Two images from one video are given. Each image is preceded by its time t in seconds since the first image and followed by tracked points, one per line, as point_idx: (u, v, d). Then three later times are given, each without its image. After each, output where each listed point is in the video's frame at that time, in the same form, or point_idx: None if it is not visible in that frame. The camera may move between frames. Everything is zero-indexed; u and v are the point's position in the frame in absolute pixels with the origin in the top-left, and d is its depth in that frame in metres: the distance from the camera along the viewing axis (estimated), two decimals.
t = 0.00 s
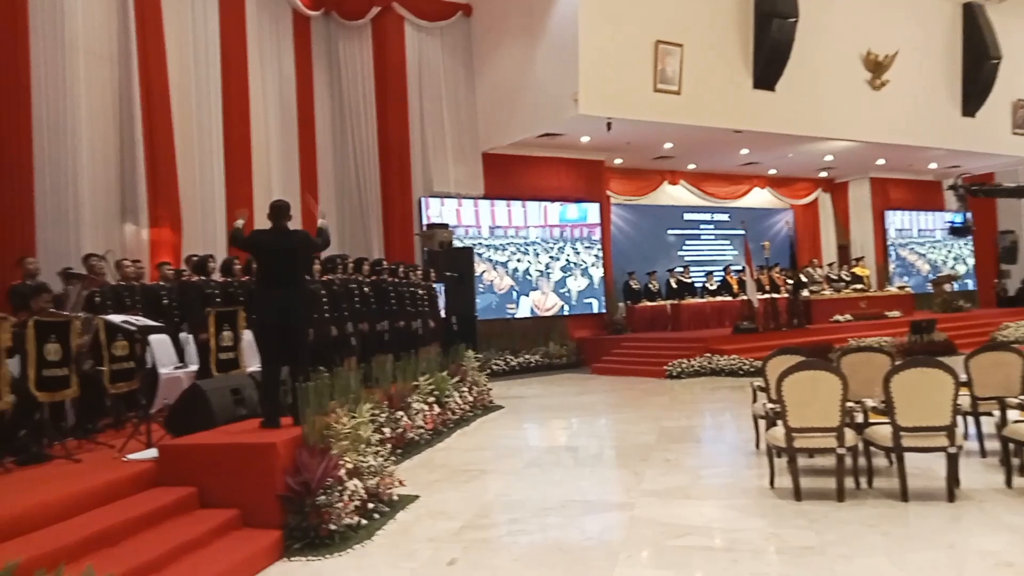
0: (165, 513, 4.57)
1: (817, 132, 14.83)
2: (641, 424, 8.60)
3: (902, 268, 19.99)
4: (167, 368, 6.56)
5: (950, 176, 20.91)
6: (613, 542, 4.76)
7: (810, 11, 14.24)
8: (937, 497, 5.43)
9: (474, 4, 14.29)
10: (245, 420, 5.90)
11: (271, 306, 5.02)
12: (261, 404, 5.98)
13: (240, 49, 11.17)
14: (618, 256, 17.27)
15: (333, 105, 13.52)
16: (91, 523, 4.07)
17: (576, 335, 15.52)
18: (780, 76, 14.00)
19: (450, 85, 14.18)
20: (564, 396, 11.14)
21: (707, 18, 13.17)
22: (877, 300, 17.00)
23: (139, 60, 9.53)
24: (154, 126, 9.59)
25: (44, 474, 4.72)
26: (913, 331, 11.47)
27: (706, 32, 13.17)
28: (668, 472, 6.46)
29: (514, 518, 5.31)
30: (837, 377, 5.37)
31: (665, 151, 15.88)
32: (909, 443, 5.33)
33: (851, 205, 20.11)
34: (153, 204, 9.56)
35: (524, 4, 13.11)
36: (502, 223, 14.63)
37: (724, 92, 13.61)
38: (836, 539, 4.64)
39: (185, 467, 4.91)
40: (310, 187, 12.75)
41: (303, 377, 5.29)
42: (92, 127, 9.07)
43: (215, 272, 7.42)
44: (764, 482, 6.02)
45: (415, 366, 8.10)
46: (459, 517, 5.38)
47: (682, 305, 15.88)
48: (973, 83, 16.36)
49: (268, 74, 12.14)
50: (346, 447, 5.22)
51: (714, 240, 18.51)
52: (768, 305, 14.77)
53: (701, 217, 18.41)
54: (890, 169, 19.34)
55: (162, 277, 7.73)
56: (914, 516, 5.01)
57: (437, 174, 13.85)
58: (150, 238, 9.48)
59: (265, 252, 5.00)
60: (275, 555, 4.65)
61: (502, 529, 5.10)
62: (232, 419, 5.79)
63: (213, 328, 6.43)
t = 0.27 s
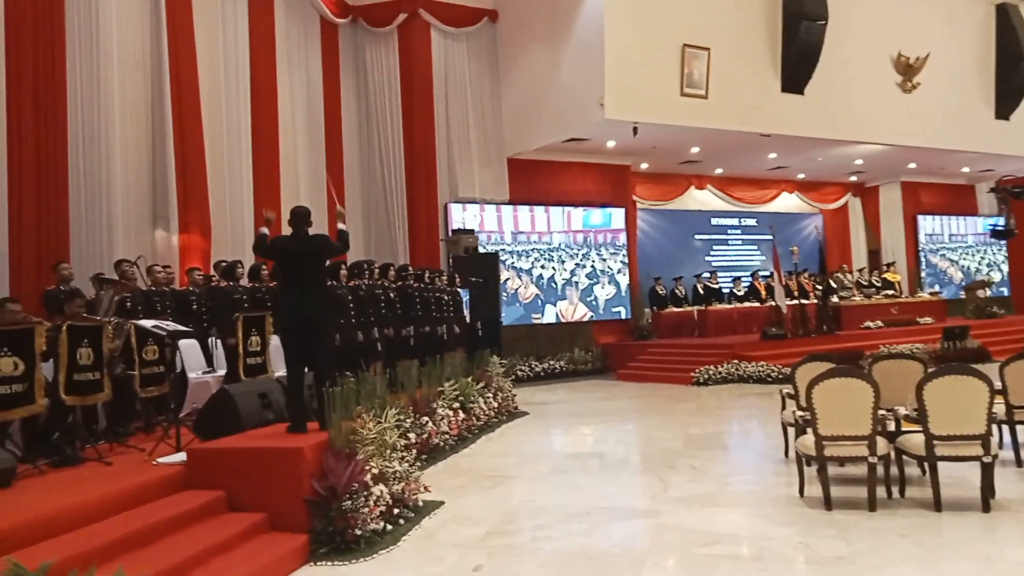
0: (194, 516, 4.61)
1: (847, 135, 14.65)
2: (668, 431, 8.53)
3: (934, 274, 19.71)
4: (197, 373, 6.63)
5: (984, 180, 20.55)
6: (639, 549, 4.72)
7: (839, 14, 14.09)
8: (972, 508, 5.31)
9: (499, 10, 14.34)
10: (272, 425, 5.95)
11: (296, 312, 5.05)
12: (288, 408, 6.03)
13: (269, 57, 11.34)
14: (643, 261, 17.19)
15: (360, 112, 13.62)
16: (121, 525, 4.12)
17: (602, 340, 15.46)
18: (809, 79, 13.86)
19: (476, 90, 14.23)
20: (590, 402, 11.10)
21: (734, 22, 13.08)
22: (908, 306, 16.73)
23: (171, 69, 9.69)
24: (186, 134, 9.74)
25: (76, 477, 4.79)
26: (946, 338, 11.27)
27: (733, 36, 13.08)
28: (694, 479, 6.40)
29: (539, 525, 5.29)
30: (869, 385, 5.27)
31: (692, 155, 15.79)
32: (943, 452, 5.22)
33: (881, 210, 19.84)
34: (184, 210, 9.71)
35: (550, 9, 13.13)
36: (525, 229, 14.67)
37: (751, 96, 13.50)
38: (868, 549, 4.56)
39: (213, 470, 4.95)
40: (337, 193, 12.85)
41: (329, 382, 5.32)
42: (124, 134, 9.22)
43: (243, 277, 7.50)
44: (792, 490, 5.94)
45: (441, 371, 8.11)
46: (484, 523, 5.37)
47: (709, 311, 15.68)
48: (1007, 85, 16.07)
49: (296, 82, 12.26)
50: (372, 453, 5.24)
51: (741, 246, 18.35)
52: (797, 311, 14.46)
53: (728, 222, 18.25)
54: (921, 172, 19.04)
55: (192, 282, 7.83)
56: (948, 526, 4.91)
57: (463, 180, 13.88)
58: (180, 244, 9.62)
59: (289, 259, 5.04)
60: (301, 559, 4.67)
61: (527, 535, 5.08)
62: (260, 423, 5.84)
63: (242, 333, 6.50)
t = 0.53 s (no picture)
0: (223, 516, 4.67)
1: (874, 136, 14.48)
2: (693, 434, 8.49)
3: (964, 276, 19.42)
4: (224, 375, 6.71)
5: (1015, 181, 20.22)
6: (664, 553, 4.70)
7: (866, 13, 13.93)
8: (1005, 514, 5.22)
9: (522, 13, 14.37)
10: (298, 426, 6.00)
11: (320, 314, 5.08)
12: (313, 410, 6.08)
13: (293, 61, 11.49)
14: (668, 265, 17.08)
15: (384, 117, 13.71)
16: (152, 524, 4.18)
17: (625, 343, 15.41)
18: (835, 80, 13.72)
19: (499, 94, 14.27)
20: (614, 405, 11.06)
21: (760, 23, 12.99)
22: (937, 309, 16.49)
23: (199, 75, 9.84)
24: (213, 140, 9.90)
25: (107, 476, 4.86)
26: (977, 341, 11.08)
27: (758, 36, 12.99)
28: (720, 483, 6.35)
29: (564, 528, 5.28)
30: (899, 389, 5.20)
31: (716, 157, 15.70)
32: (974, 457, 5.14)
33: (910, 211, 19.58)
34: (210, 215, 9.86)
35: (573, 11, 13.14)
36: (545, 231, 14.61)
37: (776, 97, 13.39)
38: (897, 554, 4.50)
39: (241, 471, 5.01)
40: (362, 197, 12.95)
41: (354, 384, 5.35)
42: (153, 139, 9.35)
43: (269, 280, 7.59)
44: (820, 495, 5.87)
45: (465, 373, 8.12)
46: (508, 526, 5.37)
47: (734, 314, 15.52)
48: None
49: (322, 86, 12.36)
50: (397, 454, 5.27)
51: (767, 248, 18.17)
52: (824, 313, 14.20)
53: (754, 224, 18.10)
54: (951, 174, 18.75)
55: (220, 284, 7.93)
56: (980, 532, 4.83)
57: (487, 184, 14.02)
58: (208, 247, 9.76)
59: (315, 261, 5.07)
60: (328, 560, 4.71)
61: (552, 538, 5.07)
62: (286, 425, 5.89)
63: (268, 335, 6.56)
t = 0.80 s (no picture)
0: (250, 515, 4.72)
1: (900, 135, 14.29)
2: (717, 436, 8.43)
3: (993, 276, 19.11)
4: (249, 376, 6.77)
5: None
6: (688, 556, 4.67)
7: (892, 10, 13.76)
8: None
9: (544, 14, 14.37)
10: (322, 427, 6.04)
11: (345, 315, 5.11)
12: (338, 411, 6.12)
13: (316, 65, 11.59)
14: (692, 265, 16.96)
15: (407, 120, 13.75)
16: (180, 524, 4.23)
17: (648, 345, 15.34)
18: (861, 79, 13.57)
19: (521, 96, 14.28)
20: (637, 406, 11.01)
21: (784, 21, 12.89)
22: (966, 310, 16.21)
23: (224, 80, 9.95)
24: (238, 143, 10.01)
25: (135, 476, 4.92)
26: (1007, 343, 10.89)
27: (782, 35, 12.88)
28: (744, 486, 6.30)
29: (587, 530, 5.26)
30: (928, 392, 5.12)
31: (739, 157, 15.59)
32: (1005, 462, 5.05)
33: (937, 211, 19.30)
34: (236, 218, 9.99)
35: (596, 12, 13.12)
36: (565, 233, 14.61)
37: (801, 97, 13.27)
38: (926, 559, 4.44)
39: (267, 471, 5.05)
40: (384, 199, 13.02)
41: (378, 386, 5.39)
42: (179, 143, 9.47)
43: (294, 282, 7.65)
44: (847, 499, 5.81)
45: (487, 374, 8.14)
46: (532, 528, 5.37)
47: (758, 315, 15.47)
48: None
49: (345, 90, 12.44)
50: (420, 455, 5.29)
51: (791, 249, 18.03)
52: (850, 314, 14.11)
53: (777, 225, 17.97)
54: (980, 172, 18.45)
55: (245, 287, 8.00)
56: (1011, 538, 4.74)
57: (508, 186, 14.06)
58: (233, 250, 9.90)
59: (340, 263, 5.10)
60: (351, 561, 4.73)
61: (575, 540, 5.06)
62: (311, 426, 5.93)
63: (293, 337, 6.60)
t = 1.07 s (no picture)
0: (281, 508, 4.79)
1: (933, 129, 14.05)
2: (745, 434, 8.37)
3: None
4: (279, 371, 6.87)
5: None
6: (716, 553, 4.65)
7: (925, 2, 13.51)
8: None
9: (570, 10, 14.32)
10: (351, 422, 6.10)
11: (374, 311, 5.16)
12: (366, 406, 6.18)
13: (344, 64, 11.66)
14: (719, 261, 16.83)
15: (433, 117, 13.78)
16: (214, 515, 4.32)
17: (675, 341, 15.25)
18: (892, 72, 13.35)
19: (547, 92, 14.25)
20: (664, 403, 10.96)
21: (813, 15, 12.73)
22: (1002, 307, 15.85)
23: (253, 80, 10.07)
24: (268, 142, 10.13)
25: (169, 469, 5.01)
26: None
27: (812, 27, 12.71)
28: (773, 483, 6.26)
29: (614, 526, 5.26)
30: (959, 388, 5.06)
31: (768, 152, 15.42)
32: None
33: (971, 206, 18.94)
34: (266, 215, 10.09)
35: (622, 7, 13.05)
36: (589, 229, 14.59)
37: (830, 91, 13.10)
38: (959, 559, 4.38)
39: (297, 465, 5.11)
40: (411, 195, 13.09)
41: (406, 381, 5.43)
42: (210, 142, 9.60)
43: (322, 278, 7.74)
44: (877, 497, 5.74)
45: (514, 370, 8.15)
46: (558, 523, 5.38)
47: (787, 311, 15.39)
48: None
49: (373, 88, 12.50)
50: (448, 450, 5.32)
51: (821, 245, 17.83)
52: (881, 311, 14.08)
53: (807, 220, 17.76)
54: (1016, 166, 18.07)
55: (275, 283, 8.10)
56: None
57: (535, 182, 14.05)
58: (263, 246, 10.02)
59: (370, 261, 5.16)
60: (380, 555, 4.78)
61: (602, 536, 5.06)
62: (340, 420, 6.00)
63: (321, 332, 6.70)
